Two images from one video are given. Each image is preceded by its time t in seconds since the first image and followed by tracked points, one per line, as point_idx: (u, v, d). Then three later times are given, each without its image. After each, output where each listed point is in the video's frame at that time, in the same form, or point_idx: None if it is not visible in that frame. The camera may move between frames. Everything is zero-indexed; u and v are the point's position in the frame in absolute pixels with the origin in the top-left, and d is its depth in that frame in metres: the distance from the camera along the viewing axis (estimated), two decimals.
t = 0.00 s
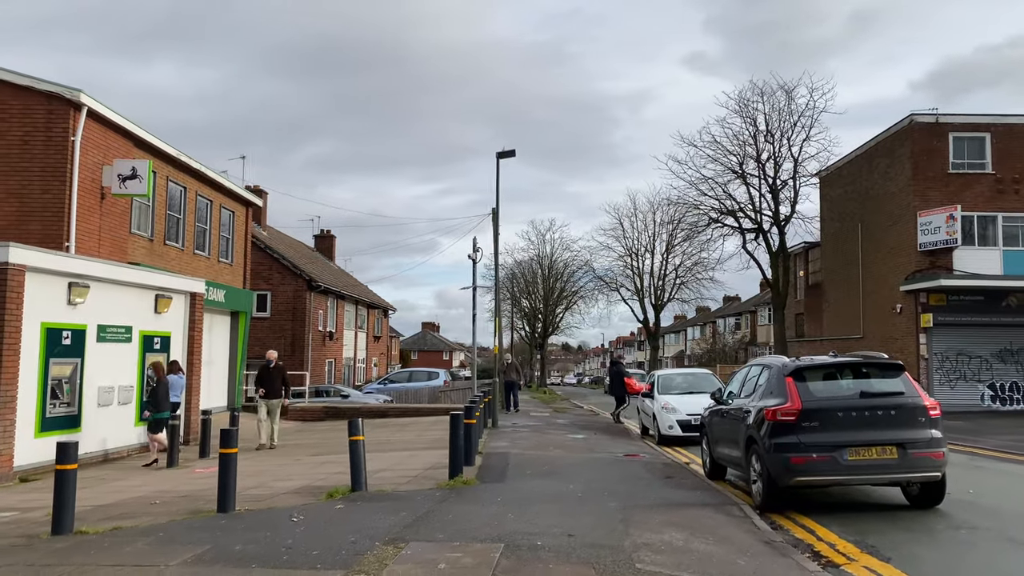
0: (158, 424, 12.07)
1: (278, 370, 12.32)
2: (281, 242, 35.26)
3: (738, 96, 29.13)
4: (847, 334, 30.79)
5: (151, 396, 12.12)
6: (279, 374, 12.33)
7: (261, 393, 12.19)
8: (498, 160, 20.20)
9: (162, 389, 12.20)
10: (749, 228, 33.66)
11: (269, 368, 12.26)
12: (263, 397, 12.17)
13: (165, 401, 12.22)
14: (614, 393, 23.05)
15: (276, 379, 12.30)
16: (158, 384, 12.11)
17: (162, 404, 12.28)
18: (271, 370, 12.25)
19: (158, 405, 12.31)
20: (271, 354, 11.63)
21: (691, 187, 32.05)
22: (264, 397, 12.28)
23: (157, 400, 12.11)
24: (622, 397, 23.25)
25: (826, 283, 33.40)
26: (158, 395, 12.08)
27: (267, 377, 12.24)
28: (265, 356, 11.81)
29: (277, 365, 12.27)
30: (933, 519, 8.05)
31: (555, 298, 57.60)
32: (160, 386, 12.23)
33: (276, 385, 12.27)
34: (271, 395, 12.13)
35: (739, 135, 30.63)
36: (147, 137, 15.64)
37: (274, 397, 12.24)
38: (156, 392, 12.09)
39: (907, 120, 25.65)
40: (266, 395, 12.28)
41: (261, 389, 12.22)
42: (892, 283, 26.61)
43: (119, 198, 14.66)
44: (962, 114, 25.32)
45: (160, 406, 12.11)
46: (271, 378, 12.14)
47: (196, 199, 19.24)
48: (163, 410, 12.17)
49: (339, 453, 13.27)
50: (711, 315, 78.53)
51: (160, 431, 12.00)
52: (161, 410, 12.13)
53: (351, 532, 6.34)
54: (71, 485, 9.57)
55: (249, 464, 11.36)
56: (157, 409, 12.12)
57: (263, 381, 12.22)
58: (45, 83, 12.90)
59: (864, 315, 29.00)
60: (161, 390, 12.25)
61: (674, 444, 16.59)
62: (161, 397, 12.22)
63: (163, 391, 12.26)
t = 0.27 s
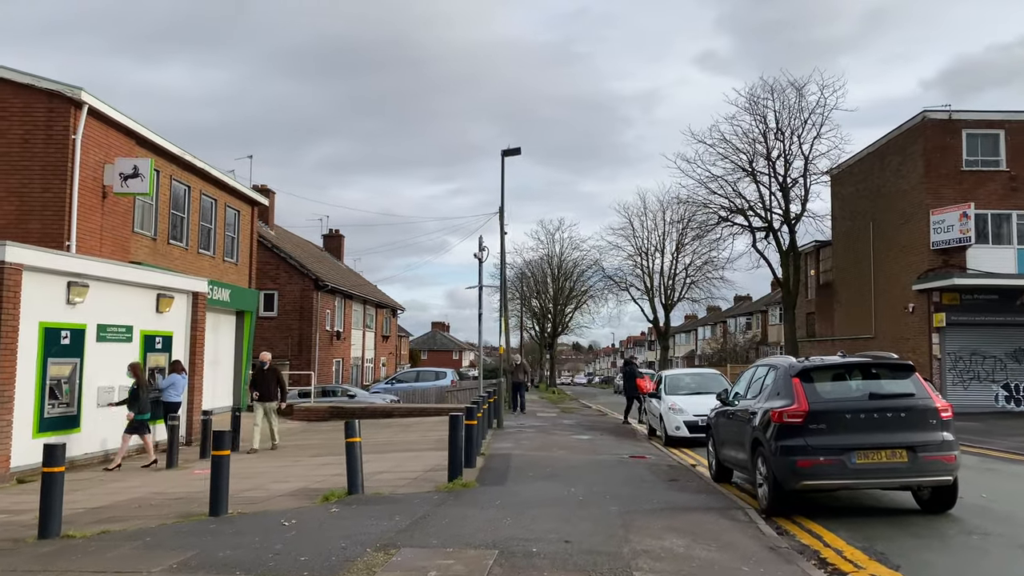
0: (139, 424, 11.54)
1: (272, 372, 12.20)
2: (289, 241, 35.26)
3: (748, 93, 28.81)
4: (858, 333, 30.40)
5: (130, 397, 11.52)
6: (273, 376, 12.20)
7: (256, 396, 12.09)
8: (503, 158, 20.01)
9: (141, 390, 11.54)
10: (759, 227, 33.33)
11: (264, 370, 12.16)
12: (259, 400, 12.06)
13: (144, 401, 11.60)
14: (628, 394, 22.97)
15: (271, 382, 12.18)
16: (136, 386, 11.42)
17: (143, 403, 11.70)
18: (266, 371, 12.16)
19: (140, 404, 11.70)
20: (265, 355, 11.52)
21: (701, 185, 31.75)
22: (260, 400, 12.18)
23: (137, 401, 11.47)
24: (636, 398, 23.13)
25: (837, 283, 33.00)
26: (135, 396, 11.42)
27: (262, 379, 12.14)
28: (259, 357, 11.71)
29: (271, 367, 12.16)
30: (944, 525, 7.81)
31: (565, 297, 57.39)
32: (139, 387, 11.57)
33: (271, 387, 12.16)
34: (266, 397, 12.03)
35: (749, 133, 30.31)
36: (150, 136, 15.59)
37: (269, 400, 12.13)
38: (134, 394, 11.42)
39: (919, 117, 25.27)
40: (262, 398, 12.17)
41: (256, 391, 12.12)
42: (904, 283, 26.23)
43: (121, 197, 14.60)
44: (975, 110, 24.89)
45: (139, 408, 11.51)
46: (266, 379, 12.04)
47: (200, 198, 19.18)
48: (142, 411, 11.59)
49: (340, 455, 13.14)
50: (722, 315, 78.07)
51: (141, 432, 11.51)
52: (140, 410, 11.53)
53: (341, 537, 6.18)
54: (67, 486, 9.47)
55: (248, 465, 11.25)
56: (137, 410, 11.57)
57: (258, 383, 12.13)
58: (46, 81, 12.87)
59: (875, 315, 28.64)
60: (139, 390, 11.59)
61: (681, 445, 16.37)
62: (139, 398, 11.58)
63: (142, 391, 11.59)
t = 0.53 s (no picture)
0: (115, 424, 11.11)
1: (268, 370, 12.03)
2: (296, 240, 35.20)
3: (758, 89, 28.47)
4: (870, 332, 30.00)
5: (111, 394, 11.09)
6: (268, 374, 12.05)
7: (250, 393, 11.98)
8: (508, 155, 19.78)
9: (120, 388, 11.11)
10: (770, 225, 32.96)
11: (258, 368, 12.00)
12: (252, 397, 11.96)
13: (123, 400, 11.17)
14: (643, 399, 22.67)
15: (266, 379, 12.05)
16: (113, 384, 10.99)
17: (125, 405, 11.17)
18: (260, 370, 11.99)
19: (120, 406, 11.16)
20: (260, 354, 11.40)
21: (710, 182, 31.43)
22: (254, 397, 12.08)
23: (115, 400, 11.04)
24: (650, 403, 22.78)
25: (849, 281, 32.60)
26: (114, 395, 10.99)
27: (257, 377, 12.01)
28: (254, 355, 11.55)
29: (266, 364, 12.02)
30: (958, 529, 7.57)
31: (574, 296, 57.16)
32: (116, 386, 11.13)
33: (266, 385, 12.03)
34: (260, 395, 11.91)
35: (759, 130, 29.96)
36: (153, 133, 15.53)
37: (264, 397, 12.03)
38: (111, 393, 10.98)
39: (932, 113, 24.88)
40: (256, 395, 12.06)
41: (250, 389, 12.00)
42: (917, 281, 25.84)
43: (123, 194, 14.52)
44: (990, 106, 24.48)
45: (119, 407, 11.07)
46: (260, 377, 11.89)
47: (205, 196, 19.12)
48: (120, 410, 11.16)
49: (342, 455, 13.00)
50: (733, 314, 77.61)
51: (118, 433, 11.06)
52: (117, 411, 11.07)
53: (332, 541, 6.03)
54: (62, 486, 9.36)
55: (247, 465, 11.11)
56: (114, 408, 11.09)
57: (252, 381, 11.98)
58: (46, 77, 12.83)
59: (887, 314, 28.25)
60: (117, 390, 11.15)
61: (688, 445, 16.13)
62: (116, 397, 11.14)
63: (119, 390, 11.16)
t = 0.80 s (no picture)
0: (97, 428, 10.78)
1: (264, 371, 12.07)
2: (303, 240, 35.15)
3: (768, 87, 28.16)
4: (882, 332, 29.62)
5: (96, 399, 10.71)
6: (264, 376, 12.06)
7: (246, 395, 11.95)
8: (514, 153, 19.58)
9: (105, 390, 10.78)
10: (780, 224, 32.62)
11: (255, 369, 12.00)
12: (249, 399, 11.90)
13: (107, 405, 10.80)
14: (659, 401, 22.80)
15: (263, 381, 12.04)
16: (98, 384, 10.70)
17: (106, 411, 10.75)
18: (257, 370, 12.01)
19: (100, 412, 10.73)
20: (255, 353, 11.38)
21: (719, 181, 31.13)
22: (251, 399, 12.02)
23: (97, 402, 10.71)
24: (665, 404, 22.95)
25: (860, 281, 32.21)
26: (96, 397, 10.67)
27: (253, 378, 12.03)
28: (251, 356, 11.54)
29: (263, 366, 12.03)
30: (970, 537, 7.34)
31: (583, 296, 56.90)
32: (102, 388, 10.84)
33: (262, 387, 12.01)
34: (257, 396, 11.87)
35: (769, 128, 29.66)
36: (155, 132, 15.49)
37: (260, 399, 11.95)
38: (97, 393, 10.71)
39: (944, 110, 24.53)
40: (252, 397, 12.00)
41: (248, 391, 11.96)
42: (929, 280, 25.48)
43: (125, 194, 14.47)
44: (1004, 103, 24.09)
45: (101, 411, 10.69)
46: (257, 378, 11.89)
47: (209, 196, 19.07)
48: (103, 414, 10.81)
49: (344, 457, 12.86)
50: (744, 314, 77.15)
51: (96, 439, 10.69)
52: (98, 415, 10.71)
53: (322, 550, 5.88)
54: (58, 489, 9.28)
55: (246, 467, 11.00)
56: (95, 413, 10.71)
57: (248, 382, 11.98)
58: (47, 76, 12.84)
59: (899, 314, 27.89)
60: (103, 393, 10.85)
61: (695, 448, 15.90)
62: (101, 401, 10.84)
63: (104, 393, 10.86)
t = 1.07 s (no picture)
0: (81, 428, 10.58)
1: (261, 370, 11.98)
2: (310, 238, 35.09)
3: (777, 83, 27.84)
4: (893, 331, 29.26)
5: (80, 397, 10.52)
6: (261, 375, 11.98)
7: (242, 394, 11.87)
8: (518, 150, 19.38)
9: (87, 390, 10.53)
10: (789, 221, 32.29)
11: (251, 368, 11.93)
12: (245, 399, 11.84)
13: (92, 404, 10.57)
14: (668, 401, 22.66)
15: (259, 381, 11.97)
16: (80, 383, 10.53)
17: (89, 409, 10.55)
18: (254, 369, 11.94)
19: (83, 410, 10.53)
20: (253, 351, 11.31)
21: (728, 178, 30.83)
22: (246, 399, 11.96)
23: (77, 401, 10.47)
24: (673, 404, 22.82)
25: (870, 279, 31.86)
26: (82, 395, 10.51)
27: (248, 377, 11.92)
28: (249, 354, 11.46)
29: (261, 365, 11.96)
30: (982, 540, 7.12)
31: (592, 295, 56.64)
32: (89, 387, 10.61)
33: (258, 386, 11.94)
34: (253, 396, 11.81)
35: (779, 124, 29.35)
36: (157, 129, 15.43)
37: (256, 399, 11.91)
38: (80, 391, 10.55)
39: (956, 106, 24.18)
40: (248, 396, 11.94)
41: (245, 390, 11.89)
42: (940, 278, 25.14)
43: (125, 191, 14.41)
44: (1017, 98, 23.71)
45: (79, 411, 10.39)
46: (253, 378, 11.82)
47: (212, 193, 19.02)
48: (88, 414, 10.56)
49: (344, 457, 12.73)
50: (753, 313, 76.64)
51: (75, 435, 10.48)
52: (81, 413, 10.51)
53: (310, 553, 5.73)
54: (52, 490, 9.18)
55: (244, 468, 10.88)
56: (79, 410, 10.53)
57: (244, 381, 11.89)
58: (46, 73, 12.80)
59: (910, 312, 27.53)
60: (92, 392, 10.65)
61: (701, 448, 15.67)
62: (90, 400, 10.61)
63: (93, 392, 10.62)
